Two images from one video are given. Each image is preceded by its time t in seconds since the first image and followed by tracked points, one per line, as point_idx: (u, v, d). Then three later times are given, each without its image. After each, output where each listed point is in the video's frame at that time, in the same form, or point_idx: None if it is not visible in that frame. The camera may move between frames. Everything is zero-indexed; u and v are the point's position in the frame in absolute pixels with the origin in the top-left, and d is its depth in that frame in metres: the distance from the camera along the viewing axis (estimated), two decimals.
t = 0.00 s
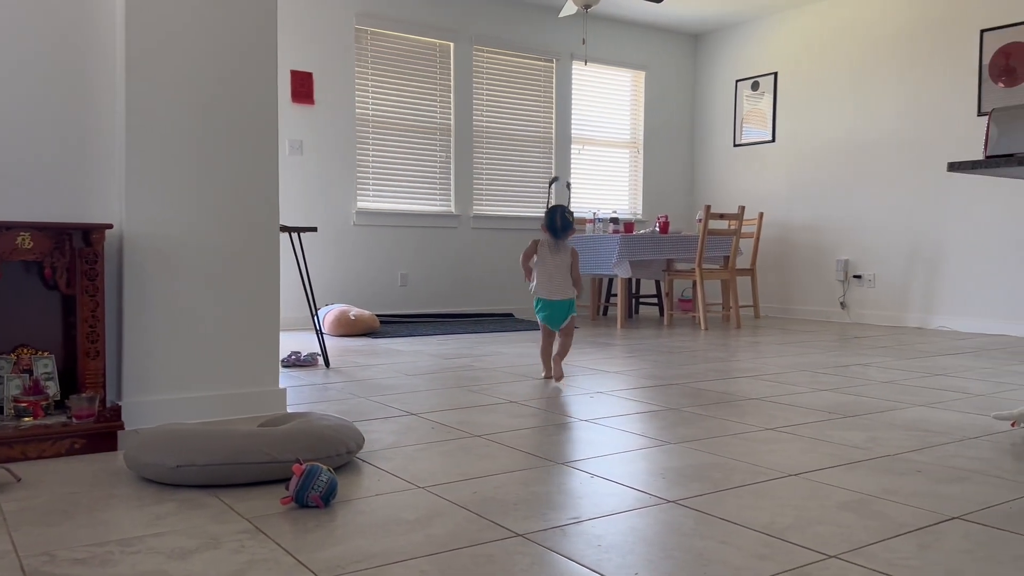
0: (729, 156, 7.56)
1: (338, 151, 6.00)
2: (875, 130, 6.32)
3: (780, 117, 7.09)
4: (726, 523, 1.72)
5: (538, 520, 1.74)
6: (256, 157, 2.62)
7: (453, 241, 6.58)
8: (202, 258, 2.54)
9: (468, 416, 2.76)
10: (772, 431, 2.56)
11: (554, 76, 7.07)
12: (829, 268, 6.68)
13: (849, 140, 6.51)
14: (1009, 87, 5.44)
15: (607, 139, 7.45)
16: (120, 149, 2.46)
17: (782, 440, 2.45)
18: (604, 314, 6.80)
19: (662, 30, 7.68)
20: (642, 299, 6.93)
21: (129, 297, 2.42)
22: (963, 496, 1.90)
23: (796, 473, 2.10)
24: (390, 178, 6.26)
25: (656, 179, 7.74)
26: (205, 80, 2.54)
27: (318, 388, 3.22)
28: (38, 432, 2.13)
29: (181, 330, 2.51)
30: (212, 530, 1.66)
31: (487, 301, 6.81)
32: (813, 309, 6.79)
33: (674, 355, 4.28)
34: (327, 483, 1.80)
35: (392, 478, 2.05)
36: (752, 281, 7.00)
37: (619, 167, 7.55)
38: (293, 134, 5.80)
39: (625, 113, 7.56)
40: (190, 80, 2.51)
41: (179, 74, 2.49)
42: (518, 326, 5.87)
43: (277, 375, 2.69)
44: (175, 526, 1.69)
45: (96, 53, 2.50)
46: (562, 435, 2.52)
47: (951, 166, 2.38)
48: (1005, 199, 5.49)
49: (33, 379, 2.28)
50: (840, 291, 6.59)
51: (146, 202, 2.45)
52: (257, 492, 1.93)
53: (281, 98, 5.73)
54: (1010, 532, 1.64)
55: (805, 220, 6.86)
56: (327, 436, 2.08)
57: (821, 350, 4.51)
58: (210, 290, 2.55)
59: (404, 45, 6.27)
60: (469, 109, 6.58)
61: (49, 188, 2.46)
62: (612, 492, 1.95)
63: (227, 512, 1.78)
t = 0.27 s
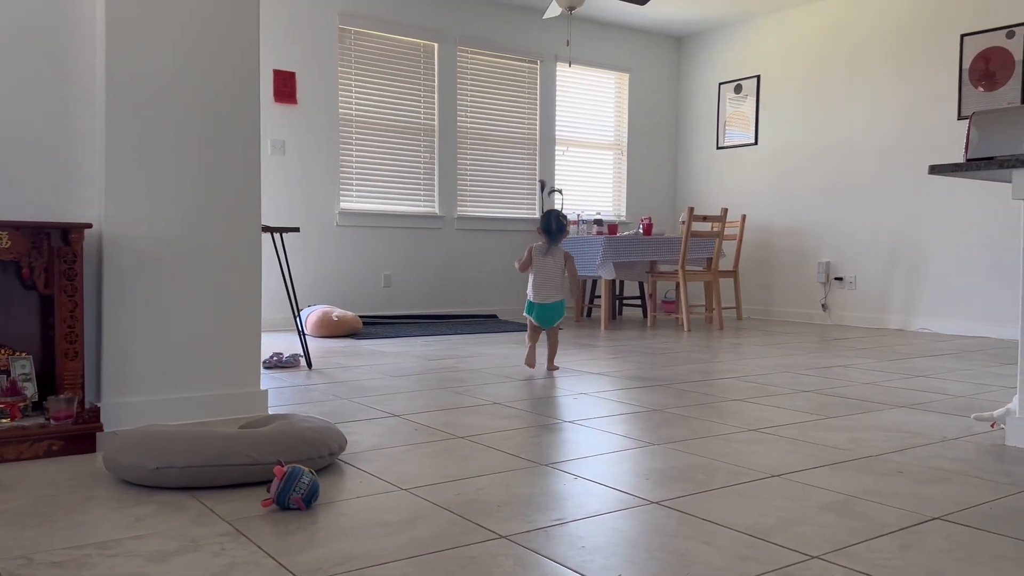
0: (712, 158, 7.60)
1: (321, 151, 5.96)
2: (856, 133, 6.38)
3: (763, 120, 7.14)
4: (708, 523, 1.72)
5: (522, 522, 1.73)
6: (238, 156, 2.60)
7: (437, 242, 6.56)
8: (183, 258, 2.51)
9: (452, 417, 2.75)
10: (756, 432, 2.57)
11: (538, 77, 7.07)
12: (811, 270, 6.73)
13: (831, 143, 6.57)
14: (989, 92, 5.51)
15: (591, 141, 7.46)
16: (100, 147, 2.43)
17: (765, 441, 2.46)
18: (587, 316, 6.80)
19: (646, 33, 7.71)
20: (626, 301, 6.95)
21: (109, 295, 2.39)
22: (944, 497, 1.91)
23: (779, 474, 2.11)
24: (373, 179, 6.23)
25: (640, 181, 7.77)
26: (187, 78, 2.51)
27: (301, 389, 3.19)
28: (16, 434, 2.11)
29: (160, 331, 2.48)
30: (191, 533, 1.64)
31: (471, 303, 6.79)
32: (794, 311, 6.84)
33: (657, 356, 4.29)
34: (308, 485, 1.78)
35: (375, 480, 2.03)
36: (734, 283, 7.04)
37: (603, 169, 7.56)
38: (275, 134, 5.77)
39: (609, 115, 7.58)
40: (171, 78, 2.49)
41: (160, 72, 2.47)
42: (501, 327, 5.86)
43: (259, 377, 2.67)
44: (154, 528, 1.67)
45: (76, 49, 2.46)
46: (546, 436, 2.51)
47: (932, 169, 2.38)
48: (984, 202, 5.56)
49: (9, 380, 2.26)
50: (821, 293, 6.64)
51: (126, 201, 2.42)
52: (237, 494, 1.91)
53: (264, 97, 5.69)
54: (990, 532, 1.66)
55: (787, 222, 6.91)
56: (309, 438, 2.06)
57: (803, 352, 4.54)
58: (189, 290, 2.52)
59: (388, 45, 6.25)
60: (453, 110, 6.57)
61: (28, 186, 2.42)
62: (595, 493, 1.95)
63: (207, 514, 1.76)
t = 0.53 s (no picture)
0: (701, 161, 7.63)
1: (310, 151, 5.95)
2: (843, 136, 6.43)
3: (751, 123, 7.18)
4: (698, 523, 1.73)
5: (511, 522, 1.73)
6: (227, 155, 2.59)
7: (425, 243, 6.56)
8: (171, 258, 2.50)
9: (441, 418, 2.75)
10: (744, 432, 2.59)
11: (528, 79, 7.08)
12: (798, 272, 6.77)
13: (818, 146, 6.61)
14: (975, 95, 5.57)
15: (580, 142, 7.48)
16: (87, 145, 2.41)
17: (753, 442, 2.47)
18: (576, 317, 6.81)
19: (635, 35, 7.75)
20: (614, 302, 6.96)
21: (95, 294, 2.37)
22: (930, 497, 1.93)
23: (767, 474, 2.12)
24: (362, 179, 6.22)
25: (629, 183, 7.79)
26: (175, 76, 2.50)
27: (289, 389, 3.18)
28: (2, 433, 2.09)
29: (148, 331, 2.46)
30: (179, 533, 1.63)
31: (460, 304, 6.79)
32: (781, 313, 6.88)
33: (646, 358, 4.30)
34: (297, 485, 1.77)
35: (364, 480, 2.03)
36: (722, 285, 7.07)
37: (591, 170, 7.58)
38: (264, 133, 5.75)
39: (598, 117, 7.60)
40: (160, 76, 2.47)
41: (148, 70, 2.45)
42: (490, 328, 5.86)
43: (246, 377, 2.66)
44: (141, 529, 1.65)
45: (64, 47, 2.45)
46: (535, 436, 2.51)
47: (919, 172, 2.40)
48: (969, 205, 5.61)
49: None
50: (808, 295, 6.68)
51: (113, 199, 2.40)
52: (225, 495, 1.90)
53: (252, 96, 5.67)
54: (976, 531, 1.67)
55: (774, 224, 6.95)
56: (298, 438, 2.05)
57: (790, 353, 4.56)
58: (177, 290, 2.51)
59: (377, 45, 6.24)
60: (442, 111, 6.57)
61: (14, 183, 2.40)
62: (583, 492, 1.96)
63: (194, 515, 1.75)
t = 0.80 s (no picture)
0: (692, 162, 7.66)
1: (301, 152, 5.94)
2: (833, 138, 6.46)
3: (741, 125, 7.21)
4: (688, 520, 1.74)
5: (501, 520, 1.74)
6: (217, 154, 2.58)
7: (417, 244, 6.55)
8: (162, 257, 2.49)
9: (432, 417, 2.75)
10: (734, 432, 2.59)
11: (519, 80, 7.09)
12: (788, 273, 6.80)
13: (808, 148, 6.65)
14: (964, 98, 5.60)
15: (571, 144, 7.50)
16: (77, 144, 2.40)
17: (743, 441, 2.48)
18: (567, 318, 6.82)
19: (627, 38, 7.78)
20: (605, 304, 6.98)
21: (85, 293, 2.36)
22: (918, 495, 1.94)
23: (757, 473, 2.13)
24: (353, 180, 6.21)
25: (620, 185, 7.81)
26: (165, 75, 2.49)
27: (279, 389, 3.17)
28: None
29: (138, 330, 2.45)
30: (168, 531, 1.63)
31: (451, 305, 6.79)
32: (771, 314, 6.91)
33: (636, 358, 4.32)
34: (287, 483, 1.77)
35: (355, 479, 2.02)
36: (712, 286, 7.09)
37: (583, 172, 7.60)
38: (254, 133, 5.73)
39: (590, 119, 7.62)
40: (150, 75, 2.47)
41: (139, 68, 2.45)
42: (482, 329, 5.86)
43: (236, 377, 2.65)
44: (130, 527, 1.65)
45: (54, 45, 2.44)
46: (526, 435, 2.52)
47: (908, 172, 2.41)
48: (958, 207, 5.65)
49: None
50: (798, 296, 6.71)
51: (103, 198, 2.39)
52: (214, 493, 1.89)
53: (243, 96, 5.65)
54: (964, 529, 1.69)
55: (765, 226, 6.98)
56: (288, 438, 2.05)
57: (780, 354, 4.59)
58: (167, 289, 2.50)
59: (369, 46, 6.24)
60: (434, 112, 6.57)
61: (3, 182, 2.39)
62: (573, 491, 1.96)
63: (184, 513, 1.74)
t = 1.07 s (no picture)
0: (685, 164, 7.68)
1: (295, 153, 5.94)
2: (826, 141, 6.49)
3: (734, 128, 7.23)
4: (681, 519, 1.74)
5: (494, 519, 1.74)
6: (211, 154, 2.58)
7: (411, 245, 6.55)
8: (155, 257, 2.48)
9: (425, 418, 2.74)
10: (727, 432, 2.60)
11: (513, 83, 7.10)
12: (781, 275, 6.82)
13: (801, 150, 6.67)
14: (956, 101, 5.64)
15: (565, 146, 7.51)
16: (70, 143, 2.39)
17: (736, 441, 2.49)
18: (561, 320, 6.83)
19: (621, 41, 7.80)
20: (599, 305, 6.99)
21: (76, 292, 2.35)
22: (910, 495, 1.94)
23: (750, 472, 2.14)
24: (347, 181, 6.21)
25: (613, 187, 7.82)
26: (159, 75, 2.49)
27: (272, 390, 3.17)
28: None
29: (130, 330, 2.45)
30: (160, 531, 1.62)
31: (445, 307, 6.78)
32: (764, 316, 6.93)
33: (630, 359, 4.32)
34: (280, 482, 1.76)
35: (348, 479, 2.02)
36: (706, 288, 7.11)
37: (576, 174, 7.61)
38: (247, 134, 5.72)
39: (583, 121, 7.64)
40: (144, 75, 2.46)
41: (133, 68, 2.44)
42: (475, 331, 5.86)
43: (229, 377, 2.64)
44: (122, 526, 1.64)
45: (47, 44, 2.43)
46: (519, 435, 2.52)
47: (900, 173, 2.43)
48: (949, 210, 5.69)
49: None
50: (791, 298, 6.74)
51: (96, 198, 2.39)
52: (207, 493, 1.88)
53: (236, 97, 5.65)
54: (955, 528, 1.69)
55: (758, 228, 7.01)
56: (281, 437, 2.04)
57: (773, 356, 4.60)
58: (159, 289, 2.49)
59: (362, 48, 6.24)
60: (428, 114, 6.57)
61: None
62: (567, 490, 1.96)
63: (176, 513, 1.74)
